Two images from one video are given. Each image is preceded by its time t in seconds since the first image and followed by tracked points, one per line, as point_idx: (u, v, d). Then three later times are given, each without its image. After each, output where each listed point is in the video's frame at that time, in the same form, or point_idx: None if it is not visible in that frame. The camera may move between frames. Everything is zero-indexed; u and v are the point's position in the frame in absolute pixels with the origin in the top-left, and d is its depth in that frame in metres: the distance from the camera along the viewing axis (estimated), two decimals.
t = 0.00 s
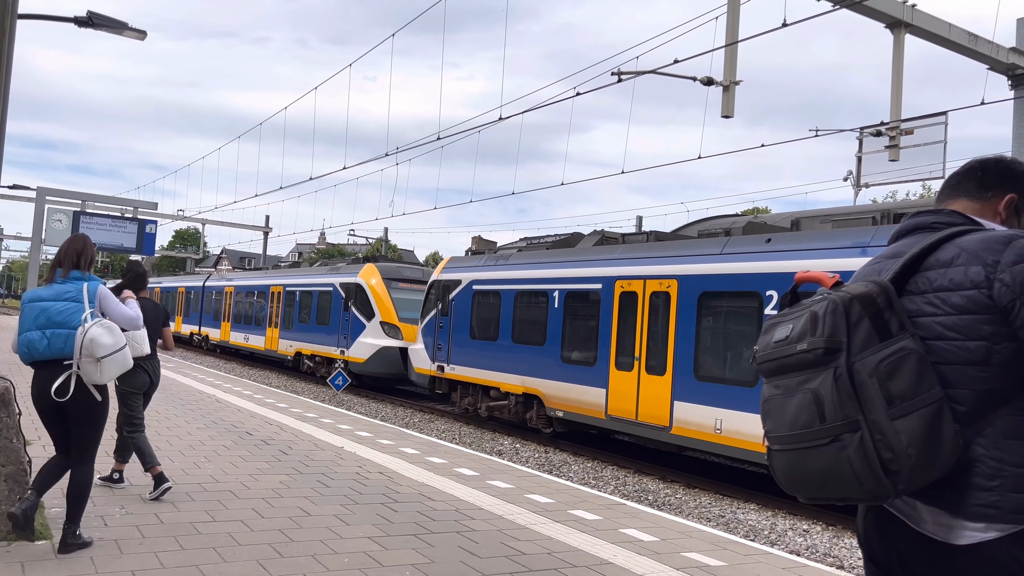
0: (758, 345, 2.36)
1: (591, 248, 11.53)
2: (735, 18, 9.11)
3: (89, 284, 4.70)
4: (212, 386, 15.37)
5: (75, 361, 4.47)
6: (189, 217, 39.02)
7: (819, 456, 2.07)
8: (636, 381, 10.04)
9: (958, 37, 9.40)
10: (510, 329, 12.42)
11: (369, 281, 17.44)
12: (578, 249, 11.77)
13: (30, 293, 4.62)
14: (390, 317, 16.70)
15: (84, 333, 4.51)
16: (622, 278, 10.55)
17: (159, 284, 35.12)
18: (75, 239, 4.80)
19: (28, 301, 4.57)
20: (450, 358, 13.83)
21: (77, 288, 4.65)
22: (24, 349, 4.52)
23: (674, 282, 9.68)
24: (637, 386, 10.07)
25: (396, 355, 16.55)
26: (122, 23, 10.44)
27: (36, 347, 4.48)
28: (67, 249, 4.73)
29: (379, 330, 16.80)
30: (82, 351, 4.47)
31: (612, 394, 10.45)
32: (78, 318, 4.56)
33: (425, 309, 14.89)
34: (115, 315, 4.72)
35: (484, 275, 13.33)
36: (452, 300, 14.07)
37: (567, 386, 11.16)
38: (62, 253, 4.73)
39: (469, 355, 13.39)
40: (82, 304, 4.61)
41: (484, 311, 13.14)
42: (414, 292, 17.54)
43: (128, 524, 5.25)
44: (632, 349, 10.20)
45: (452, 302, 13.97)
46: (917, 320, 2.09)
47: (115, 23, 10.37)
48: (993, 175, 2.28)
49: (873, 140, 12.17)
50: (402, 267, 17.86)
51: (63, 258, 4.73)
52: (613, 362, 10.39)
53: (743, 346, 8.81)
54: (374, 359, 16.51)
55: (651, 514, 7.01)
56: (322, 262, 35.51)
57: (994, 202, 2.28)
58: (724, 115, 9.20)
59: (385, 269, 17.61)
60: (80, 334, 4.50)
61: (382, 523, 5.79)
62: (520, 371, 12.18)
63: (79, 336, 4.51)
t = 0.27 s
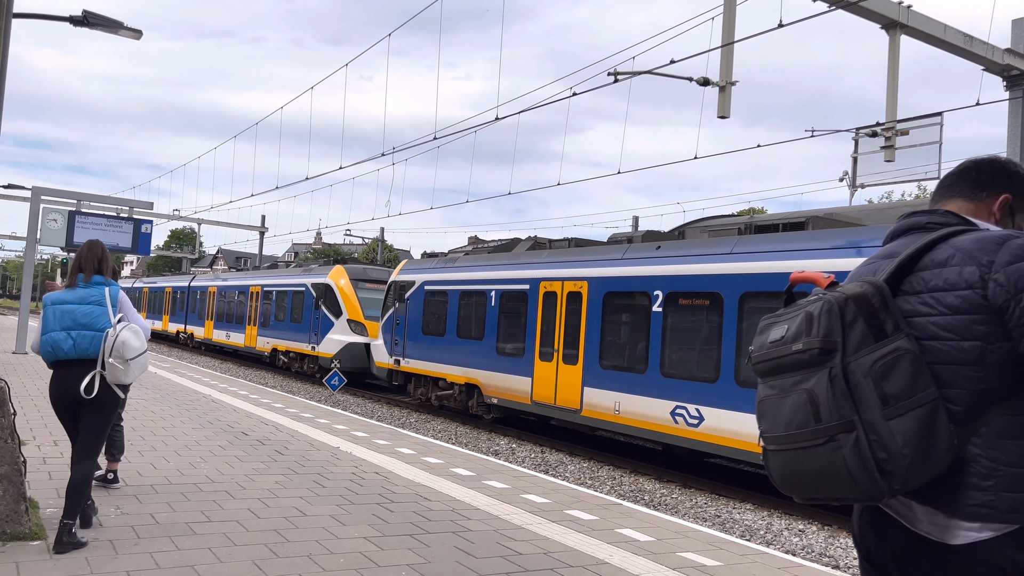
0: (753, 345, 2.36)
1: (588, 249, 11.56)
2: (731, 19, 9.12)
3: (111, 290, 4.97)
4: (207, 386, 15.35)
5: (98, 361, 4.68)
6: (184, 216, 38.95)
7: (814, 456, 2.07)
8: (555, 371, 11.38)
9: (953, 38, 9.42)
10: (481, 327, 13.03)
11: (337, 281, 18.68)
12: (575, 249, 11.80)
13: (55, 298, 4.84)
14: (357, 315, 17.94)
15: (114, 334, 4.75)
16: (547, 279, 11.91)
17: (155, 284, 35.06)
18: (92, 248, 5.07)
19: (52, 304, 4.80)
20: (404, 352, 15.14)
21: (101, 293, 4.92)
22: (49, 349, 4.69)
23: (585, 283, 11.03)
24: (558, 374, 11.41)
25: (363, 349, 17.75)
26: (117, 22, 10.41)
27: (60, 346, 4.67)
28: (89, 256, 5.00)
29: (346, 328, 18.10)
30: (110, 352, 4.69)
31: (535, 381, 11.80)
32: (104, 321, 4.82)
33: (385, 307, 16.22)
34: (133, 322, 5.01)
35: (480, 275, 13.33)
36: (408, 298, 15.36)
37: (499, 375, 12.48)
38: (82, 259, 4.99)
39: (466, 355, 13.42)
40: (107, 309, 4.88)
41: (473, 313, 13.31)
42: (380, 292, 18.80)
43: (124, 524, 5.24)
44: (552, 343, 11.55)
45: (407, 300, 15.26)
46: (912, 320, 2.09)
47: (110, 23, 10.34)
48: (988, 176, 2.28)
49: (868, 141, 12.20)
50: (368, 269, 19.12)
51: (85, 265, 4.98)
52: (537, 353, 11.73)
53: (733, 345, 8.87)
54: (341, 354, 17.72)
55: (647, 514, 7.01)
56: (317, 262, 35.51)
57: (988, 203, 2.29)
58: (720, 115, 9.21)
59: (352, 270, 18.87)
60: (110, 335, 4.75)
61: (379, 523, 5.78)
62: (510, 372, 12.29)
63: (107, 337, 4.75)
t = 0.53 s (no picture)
0: (749, 345, 2.36)
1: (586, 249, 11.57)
2: (728, 19, 9.13)
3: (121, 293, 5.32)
4: (204, 386, 15.33)
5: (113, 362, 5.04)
6: (181, 216, 38.88)
7: (810, 456, 2.07)
8: (491, 363, 12.68)
9: (949, 38, 9.43)
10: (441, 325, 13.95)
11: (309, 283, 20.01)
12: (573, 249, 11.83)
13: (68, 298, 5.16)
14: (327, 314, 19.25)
15: (125, 337, 5.10)
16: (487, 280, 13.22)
17: (151, 284, 34.99)
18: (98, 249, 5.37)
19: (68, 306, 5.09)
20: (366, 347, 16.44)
21: (112, 296, 5.26)
22: (65, 347, 5.00)
23: (515, 284, 12.36)
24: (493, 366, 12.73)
25: (333, 346, 19.17)
26: (114, 22, 10.40)
27: (79, 347, 4.99)
28: (97, 258, 5.29)
29: (318, 326, 19.48)
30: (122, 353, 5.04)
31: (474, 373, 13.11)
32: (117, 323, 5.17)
33: (352, 306, 17.50)
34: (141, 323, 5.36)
35: (478, 275, 13.34)
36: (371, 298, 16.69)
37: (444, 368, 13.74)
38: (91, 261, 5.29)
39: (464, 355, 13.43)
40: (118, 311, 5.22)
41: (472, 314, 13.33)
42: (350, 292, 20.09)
43: (121, 524, 5.24)
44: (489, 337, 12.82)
45: (370, 300, 16.60)
46: (908, 320, 2.09)
47: (107, 22, 10.33)
48: (984, 176, 2.29)
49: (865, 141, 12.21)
50: (339, 270, 20.44)
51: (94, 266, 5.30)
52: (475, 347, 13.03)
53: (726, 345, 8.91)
54: (312, 350, 19.13)
55: (644, 514, 7.02)
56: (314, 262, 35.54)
57: (984, 203, 2.29)
58: (717, 116, 9.22)
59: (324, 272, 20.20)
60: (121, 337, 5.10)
61: (376, 523, 5.78)
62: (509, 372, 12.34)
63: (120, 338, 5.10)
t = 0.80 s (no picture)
0: (746, 345, 2.36)
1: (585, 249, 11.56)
2: (726, 20, 9.14)
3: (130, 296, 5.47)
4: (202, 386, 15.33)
5: (123, 361, 5.19)
6: (179, 216, 38.83)
7: (807, 456, 2.07)
8: (437, 356, 13.93)
9: (947, 39, 9.44)
10: (397, 324, 15.18)
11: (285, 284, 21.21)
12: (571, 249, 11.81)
13: (78, 300, 5.28)
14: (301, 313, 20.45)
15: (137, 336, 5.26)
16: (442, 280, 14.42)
17: (149, 283, 34.95)
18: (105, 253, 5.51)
19: (80, 309, 5.24)
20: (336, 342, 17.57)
21: (123, 299, 5.42)
22: (78, 348, 5.14)
23: (458, 285, 13.63)
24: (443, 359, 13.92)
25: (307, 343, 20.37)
26: (112, 21, 10.38)
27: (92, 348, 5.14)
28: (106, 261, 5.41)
29: (293, 325, 20.64)
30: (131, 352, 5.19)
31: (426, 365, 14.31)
32: (127, 324, 5.31)
33: (322, 304, 18.65)
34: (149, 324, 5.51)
35: (476, 275, 13.34)
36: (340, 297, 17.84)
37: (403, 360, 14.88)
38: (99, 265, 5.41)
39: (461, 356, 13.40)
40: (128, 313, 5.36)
41: (471, 315, 13.32)
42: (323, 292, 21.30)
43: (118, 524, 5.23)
44: (458, 335, 13.54)
45: (337, 300, 17.78)
46: (905, 321, 2.09)
47: (104, 21, 10.31)
48: (980, 176, 2.29)
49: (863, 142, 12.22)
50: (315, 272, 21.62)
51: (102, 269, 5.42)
52: (442, 345, 13.83)
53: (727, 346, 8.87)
54: (287, 347, 20.30)
55: (642, 514, 7.02)
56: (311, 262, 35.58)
57: (981, 203, 2.29)
58: (715, 116, 9.22)
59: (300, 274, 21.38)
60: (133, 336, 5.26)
61: (373, 524, 5.77)
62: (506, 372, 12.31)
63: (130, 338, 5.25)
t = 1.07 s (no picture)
0: (745, 345, 2.36)
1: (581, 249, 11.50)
2: (724, 20, 9.14)
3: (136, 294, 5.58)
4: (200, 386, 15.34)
5: (134, 357, 5.30)
6: (177, 215, 38.83)
7: (806, 456, 2.08)
8: (393, 350, 15.18)
9: (944, 39, 9.46)
10: (359, 321, 16.47)
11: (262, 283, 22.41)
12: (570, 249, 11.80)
13: (87, 301, 5.39)
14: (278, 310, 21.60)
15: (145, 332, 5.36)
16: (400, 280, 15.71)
17: (147, 283, 34.90)
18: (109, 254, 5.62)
19: (91, 308, 5.34)
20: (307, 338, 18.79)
21: (129, 299, 5.53)
22: (89, 346, 5.24)
23: (412, 285, 14.89)
24: (399, 353, 15.16)
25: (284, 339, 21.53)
26: (110, 20, 10.37)
27: (104, 346, 5.23)
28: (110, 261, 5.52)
29: (270, 322, 21.82)
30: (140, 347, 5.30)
31: (383, 358, 15.56)
32: (136, 322, 5.42)
33: (294, 304, 19.81)
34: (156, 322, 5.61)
35: (475, 275, 13.34)
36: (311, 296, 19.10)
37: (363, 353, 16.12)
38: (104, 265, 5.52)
39: (458, 355, 13.33)
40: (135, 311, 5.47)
41: (466, 315, 13.29)
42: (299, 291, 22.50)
43: (116, 524, 5.22)
44: (456, 335, 13.54)
45: (308, 299, 19.04)
46: (903, 320, 2.10)
47: (102, 21, 10.30)
48: (978, 176, 2.30)
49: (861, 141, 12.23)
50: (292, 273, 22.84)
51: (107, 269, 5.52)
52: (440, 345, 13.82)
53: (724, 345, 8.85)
54: (266, 343, 21.44)
55: (640, 514, 7.02)
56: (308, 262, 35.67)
57: (979, 203, 2.30)
58: (713, 116, 9.23)
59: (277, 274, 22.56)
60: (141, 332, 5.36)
61: (372, 524, 5.76)
62: (501, 371, 12.24)
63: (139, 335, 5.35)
